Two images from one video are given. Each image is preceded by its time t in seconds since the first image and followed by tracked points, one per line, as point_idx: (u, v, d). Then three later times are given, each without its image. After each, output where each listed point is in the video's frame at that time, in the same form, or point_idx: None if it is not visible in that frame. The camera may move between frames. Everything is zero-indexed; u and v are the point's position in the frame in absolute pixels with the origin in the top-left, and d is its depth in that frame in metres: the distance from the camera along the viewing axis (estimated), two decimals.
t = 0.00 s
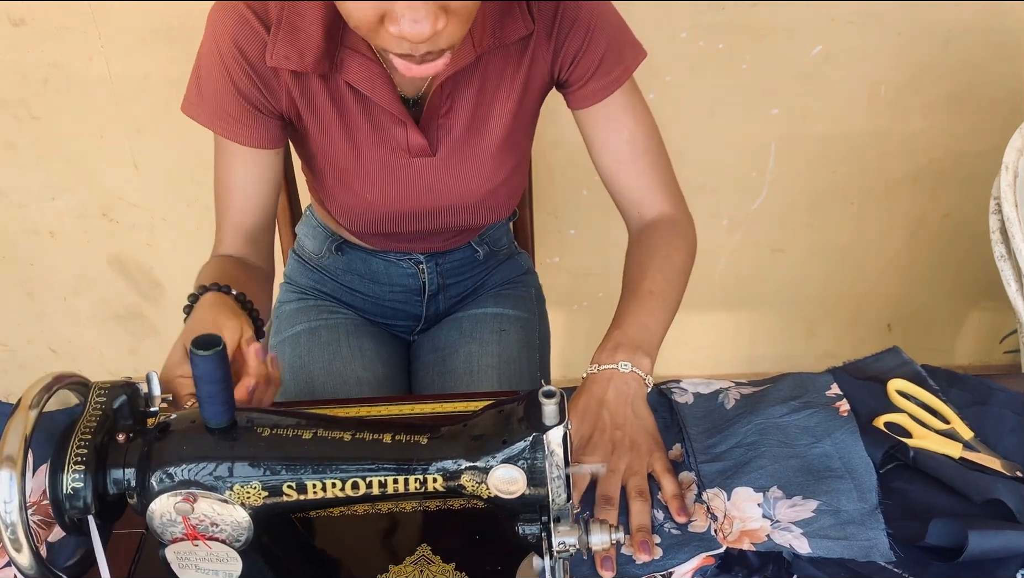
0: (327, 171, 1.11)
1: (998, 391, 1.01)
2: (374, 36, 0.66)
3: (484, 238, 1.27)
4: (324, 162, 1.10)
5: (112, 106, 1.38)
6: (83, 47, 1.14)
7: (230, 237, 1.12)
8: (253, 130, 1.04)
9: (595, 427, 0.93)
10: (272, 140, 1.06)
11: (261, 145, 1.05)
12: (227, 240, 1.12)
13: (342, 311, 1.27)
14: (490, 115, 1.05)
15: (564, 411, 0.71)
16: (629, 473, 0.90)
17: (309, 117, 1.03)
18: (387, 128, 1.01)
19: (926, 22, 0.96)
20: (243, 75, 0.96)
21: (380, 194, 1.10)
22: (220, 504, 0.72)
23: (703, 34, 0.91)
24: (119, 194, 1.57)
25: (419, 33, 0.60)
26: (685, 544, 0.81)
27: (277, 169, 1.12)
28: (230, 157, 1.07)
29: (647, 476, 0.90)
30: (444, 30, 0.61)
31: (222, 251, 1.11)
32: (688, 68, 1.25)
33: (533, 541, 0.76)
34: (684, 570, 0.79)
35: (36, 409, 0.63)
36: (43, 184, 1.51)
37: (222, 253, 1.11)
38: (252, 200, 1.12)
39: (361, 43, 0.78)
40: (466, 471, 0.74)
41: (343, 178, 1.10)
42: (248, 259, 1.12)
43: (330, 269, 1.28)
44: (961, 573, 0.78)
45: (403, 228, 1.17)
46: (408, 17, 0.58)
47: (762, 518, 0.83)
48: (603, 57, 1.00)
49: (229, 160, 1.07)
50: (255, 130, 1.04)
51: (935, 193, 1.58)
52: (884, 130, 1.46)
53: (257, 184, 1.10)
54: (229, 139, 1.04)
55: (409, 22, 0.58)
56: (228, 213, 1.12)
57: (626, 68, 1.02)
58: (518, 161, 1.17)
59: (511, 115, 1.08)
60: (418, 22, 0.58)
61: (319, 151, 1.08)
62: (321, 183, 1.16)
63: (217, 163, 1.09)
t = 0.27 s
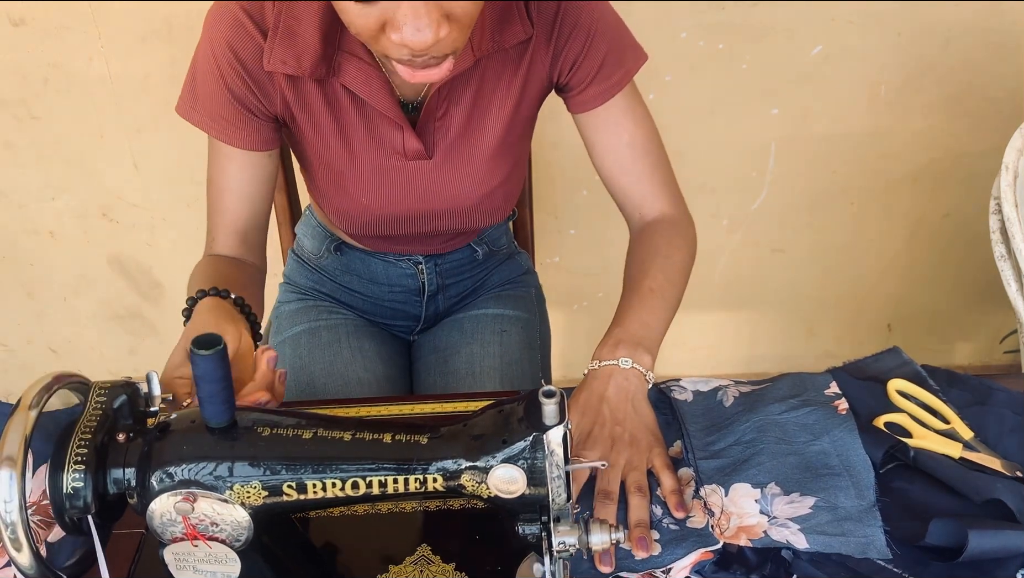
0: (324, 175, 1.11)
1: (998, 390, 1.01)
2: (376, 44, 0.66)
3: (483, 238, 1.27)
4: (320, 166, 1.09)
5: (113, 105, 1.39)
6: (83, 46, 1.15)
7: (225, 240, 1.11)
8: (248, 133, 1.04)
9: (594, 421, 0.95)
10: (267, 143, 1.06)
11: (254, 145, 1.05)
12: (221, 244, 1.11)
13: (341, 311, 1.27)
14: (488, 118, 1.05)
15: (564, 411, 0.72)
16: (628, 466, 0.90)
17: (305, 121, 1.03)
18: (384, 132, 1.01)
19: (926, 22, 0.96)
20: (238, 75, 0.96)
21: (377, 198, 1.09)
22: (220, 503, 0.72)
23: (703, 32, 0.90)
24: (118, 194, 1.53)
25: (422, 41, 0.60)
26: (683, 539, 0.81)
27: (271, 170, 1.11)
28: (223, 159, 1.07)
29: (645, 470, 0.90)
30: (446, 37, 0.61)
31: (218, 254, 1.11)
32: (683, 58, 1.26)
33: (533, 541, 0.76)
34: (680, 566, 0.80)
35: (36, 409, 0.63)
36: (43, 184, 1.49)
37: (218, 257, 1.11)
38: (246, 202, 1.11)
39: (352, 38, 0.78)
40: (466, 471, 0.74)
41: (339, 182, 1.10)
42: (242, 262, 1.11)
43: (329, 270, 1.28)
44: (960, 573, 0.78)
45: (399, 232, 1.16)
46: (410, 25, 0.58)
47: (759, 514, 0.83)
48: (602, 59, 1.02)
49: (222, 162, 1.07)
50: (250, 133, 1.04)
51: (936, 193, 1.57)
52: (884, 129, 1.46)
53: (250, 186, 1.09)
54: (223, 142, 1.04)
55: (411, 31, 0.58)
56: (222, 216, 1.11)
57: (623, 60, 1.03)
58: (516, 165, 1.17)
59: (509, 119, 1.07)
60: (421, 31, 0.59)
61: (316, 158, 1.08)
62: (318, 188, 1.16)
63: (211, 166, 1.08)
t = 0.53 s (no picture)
0: (324, 175, 1.11)
1: (999, 390, 1.01)
2: (373, 42, 0.66)
3: (484, 238, 1.27)
4: (321, 166, 1.09)
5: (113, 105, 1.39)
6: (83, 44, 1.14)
7: (221, 241, 1.11)
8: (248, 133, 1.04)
9: (595, 418, 0.96)
10: (266, 144, 1.06)
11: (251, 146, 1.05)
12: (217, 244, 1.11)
13: (341, 309, 1.26)
14: (488, 118, 1.05)
15: (564, 411, 0.72)
16: (628, 463, 0.90)
17: (305, 120, 1.03)
18: (384, 131, 1.02)
19: (926, 21, 0.96)
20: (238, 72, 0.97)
21: (377, 198, 1.09)
22: (220, 504, 0.72)
23: (703, 32, 0.90)
24: (120, 196, 1.53)
25: (420, 40, 0.60)
26: (682, 536, 0.81)
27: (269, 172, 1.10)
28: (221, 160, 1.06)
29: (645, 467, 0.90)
30: (444, 37, 0.61)
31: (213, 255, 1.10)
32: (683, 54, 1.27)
33: (533, 541, 0.76)
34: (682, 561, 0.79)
35: (36, 409, 0.63)
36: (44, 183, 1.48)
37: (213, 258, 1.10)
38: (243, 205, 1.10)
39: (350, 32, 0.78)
40: (465, 471, 0.74)
41: (340, 182, 1.09)
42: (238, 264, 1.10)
43: (329, 269, 1.28)
44: (960, 573, 0.78)
45: (400, 232, 1.16)
46: (408, 25, 0.58)
47: (757, 510, 0.83)
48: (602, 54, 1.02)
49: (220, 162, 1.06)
50: (250, 132, 1.03)
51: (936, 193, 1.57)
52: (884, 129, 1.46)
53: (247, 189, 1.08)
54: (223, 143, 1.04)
55: (409, 30, 0.58)
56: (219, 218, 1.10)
57: (622, 56, 1.04)
58: (517, 164, 1.17)
59: (509, 118, 1.07)
60: (419, 31, 0.59)
61: (316, 157, 1.08)
62: (318, 188, 1.16)
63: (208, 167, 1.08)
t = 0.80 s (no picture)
0: (324, 177, 1.11)
1: (999, 391, 1.01)
2: (375, 44, 0.66)
3: (484, 240, 1.27)
4: (320, 168, 1.09)
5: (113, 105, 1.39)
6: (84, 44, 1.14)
7: (221, 241, 1.11)
8: (247, 135, 1.04)
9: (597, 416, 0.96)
10: (262, 147, 1.06)
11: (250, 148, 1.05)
12: (216, 244, 1.11)
13: (341, 313, 1.27)
14: (489, 121, 1.05)
15: (563, 411, 0.71)
16: (629, 461, 0.91)
17: (305, 124, 1.03)
18: (384, 135, 1.01)
19: (925, 21, 0.96)
20: (238, 77, 0.96)
21: (377, 201, 1.09)
22: (220, 503, 0.72)
23: (704, 31, 0.90)
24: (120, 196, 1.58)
25: (422, 43, 0.60)
26: (682, 535, 0.82)
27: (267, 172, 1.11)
28: (220, 161, 1.07)
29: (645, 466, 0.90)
30: (448, 39, 0.61)
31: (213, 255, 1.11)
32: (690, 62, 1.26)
33: (533, 541, 0.76)
34: (682, 559, 0.79)
35: (35, 409, 0.63)
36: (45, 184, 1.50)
37: (213, 257, 1.11)
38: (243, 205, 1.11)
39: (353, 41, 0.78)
40: (465, 471, 0.74)
41: (339, 184, 1.10)
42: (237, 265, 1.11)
43: (329, 272, 1.28)
44: (960, 573, 0.78)
45: (400, 235, 1.16)
46: (411, 27, 0.58)
47: (756, 510, 0.83)
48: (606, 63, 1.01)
49: (219, 163, 1.07)
50: (246, 134, 1.04)
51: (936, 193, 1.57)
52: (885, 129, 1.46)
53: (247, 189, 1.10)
54: (223, 144, 1.04)
55: (413, 32, 0.58)
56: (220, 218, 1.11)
57: (627, 73, 1.03)
58: (517, 167, 1.17)
59: (510, 122, 1.08)
60: (422, 33, 0.59)
61: (316, 159, 1.08)
62: (318, 191, 1.16)
63: (208, 167, 1.09)
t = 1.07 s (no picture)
0: (325, 183, 1.10)
1: (999, 391, 1.01)
2: (376, 60, 0.66)
3: (485, 239, 1.26)
4: (321, 174, 1.09)
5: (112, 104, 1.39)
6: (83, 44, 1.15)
7: (233, 238, 1.12)
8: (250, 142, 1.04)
9: (597, 416, 0.96)
10: (268, 153, 1.06)
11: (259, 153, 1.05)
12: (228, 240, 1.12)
13: (342, 309, 1.27)
14: (491, 127, 1.05)
15: (564, 411, 0.71)
16: (629, 462, 0.91)
17: (306, 131, 1.02)
18: (386, 142, 1.01)
19: (925, 21, 0.96)
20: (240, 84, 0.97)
21: (379, 207, 1.09)
22: (220, 503, 0.72)
23: (704, 31, 0.90)
24: (120, 196, 1.54)
25: (424, 59, 0.60)
26: (683, 535, 0.82)
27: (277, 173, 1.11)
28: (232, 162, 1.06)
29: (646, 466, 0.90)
30: (449, 55, 0.61)
31: (225, 250, 1.12)
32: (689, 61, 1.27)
33: (532, 541, 0.76)
34: (682, 558, 0.79)
35: (35, 409, 0.63)
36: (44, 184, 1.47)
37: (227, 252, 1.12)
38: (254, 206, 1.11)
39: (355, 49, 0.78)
40: (465, 471, 0.74)
41: (341, 190, 1.09)
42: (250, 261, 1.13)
43: (329, 270, 1.28)
44: (960, 573, 0.78)
45: (401, 240, 1.16)
46: (411, 42, 0.58)
47: (756, 510, 0.83)
48: (611, 61, 1.02)
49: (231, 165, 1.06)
50: (252, 144, 1.03)
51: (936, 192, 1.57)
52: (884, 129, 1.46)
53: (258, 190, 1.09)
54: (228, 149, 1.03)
55: (413, 48, 0.58)
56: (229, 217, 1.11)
57: (627, 65, 1.04)
58: (519, 171, 1.16)
59: (512, 127, 1.07)
60: (423, 50, 0.59)
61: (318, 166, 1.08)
62: (320, 196, 1.15)
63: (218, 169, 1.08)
